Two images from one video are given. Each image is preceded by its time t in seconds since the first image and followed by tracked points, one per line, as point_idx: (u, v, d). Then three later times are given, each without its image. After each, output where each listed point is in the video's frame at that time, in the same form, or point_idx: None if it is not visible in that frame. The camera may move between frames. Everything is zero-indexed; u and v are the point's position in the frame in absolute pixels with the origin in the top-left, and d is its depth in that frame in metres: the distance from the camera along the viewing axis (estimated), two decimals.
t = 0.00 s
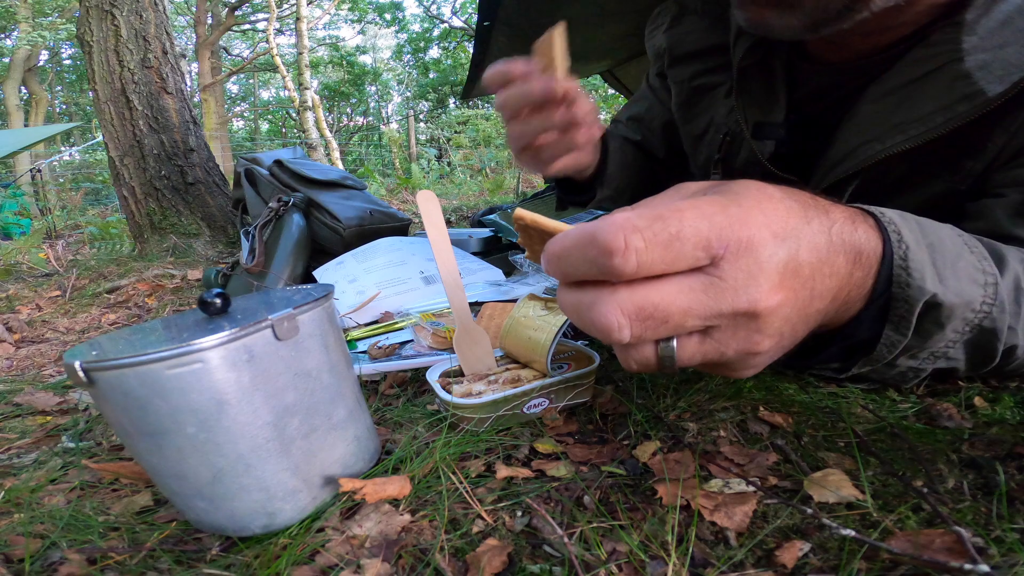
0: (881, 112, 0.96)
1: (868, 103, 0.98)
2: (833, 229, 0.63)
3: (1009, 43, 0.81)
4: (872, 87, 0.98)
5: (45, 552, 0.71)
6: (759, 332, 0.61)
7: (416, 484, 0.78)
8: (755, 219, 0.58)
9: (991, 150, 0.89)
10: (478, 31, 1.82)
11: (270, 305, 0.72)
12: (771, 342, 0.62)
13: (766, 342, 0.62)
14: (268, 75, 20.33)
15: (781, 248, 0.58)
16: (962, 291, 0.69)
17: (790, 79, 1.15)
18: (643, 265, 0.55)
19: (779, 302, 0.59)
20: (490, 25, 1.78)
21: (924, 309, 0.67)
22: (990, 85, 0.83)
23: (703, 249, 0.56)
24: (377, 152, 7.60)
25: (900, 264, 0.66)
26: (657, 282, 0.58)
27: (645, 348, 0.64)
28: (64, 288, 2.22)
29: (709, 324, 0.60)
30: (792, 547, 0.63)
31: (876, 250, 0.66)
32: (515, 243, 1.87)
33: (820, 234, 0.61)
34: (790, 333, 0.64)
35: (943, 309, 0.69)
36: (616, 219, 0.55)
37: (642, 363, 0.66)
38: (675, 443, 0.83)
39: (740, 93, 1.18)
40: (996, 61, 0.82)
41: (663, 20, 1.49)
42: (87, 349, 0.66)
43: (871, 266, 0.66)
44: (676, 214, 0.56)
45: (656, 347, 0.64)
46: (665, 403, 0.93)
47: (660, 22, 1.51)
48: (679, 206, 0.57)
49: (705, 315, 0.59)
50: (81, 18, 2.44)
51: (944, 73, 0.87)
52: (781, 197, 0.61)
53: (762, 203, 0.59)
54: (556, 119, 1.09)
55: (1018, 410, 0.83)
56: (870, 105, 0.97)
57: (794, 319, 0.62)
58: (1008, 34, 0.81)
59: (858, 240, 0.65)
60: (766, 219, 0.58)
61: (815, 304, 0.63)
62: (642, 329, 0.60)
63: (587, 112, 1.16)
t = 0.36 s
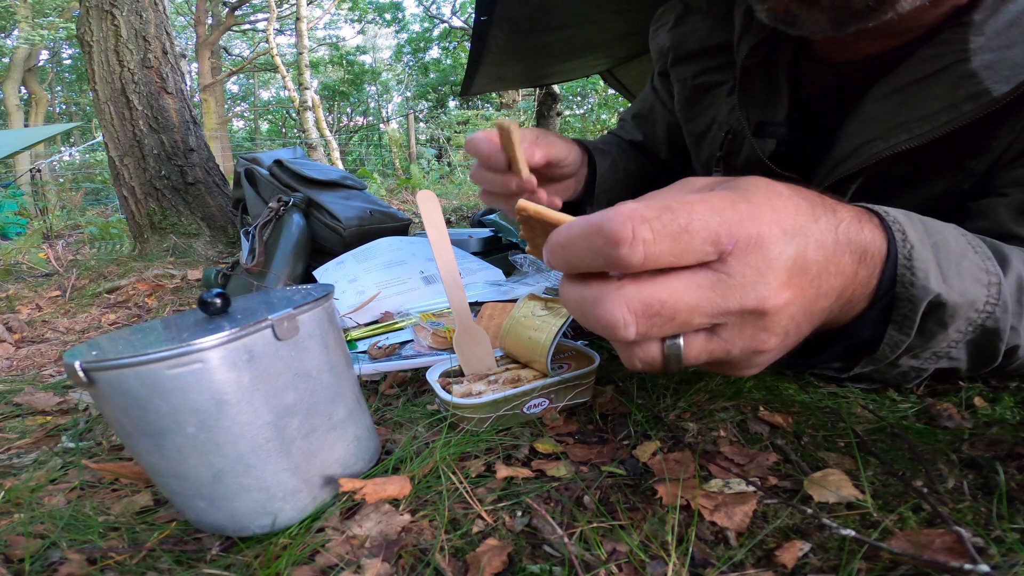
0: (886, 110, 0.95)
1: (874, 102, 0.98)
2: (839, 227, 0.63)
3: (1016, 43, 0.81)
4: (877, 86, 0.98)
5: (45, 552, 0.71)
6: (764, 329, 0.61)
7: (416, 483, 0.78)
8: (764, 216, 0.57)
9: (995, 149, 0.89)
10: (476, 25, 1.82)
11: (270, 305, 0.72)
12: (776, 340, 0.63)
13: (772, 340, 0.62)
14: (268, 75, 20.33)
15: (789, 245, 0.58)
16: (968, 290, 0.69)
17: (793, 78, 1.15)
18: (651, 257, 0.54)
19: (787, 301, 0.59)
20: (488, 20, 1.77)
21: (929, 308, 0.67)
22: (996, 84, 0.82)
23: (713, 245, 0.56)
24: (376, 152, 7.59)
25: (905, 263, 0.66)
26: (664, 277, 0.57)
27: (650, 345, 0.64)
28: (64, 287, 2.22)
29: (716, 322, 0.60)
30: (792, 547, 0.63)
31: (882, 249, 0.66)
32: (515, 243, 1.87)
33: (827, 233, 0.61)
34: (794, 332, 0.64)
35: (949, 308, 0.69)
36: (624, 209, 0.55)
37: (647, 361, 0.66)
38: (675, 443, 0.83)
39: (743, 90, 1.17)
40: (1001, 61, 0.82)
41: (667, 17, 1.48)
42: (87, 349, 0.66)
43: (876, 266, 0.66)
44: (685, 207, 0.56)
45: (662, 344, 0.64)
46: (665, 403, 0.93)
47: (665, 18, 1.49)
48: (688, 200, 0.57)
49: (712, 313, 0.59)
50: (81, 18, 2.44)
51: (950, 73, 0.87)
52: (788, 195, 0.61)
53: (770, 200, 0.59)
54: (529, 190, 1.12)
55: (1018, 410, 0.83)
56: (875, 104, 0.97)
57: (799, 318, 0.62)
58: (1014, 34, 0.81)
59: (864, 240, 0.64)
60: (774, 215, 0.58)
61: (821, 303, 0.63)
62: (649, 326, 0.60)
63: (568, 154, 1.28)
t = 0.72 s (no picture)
0: (888, 109, 0.95)
1: (875, 101, 0.98)
2: (835, 226, 0.62)
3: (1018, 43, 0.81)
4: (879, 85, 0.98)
5: (45, 552, 0.71)
6: (750, 323, 0.61)
7: (416, 483, 0.78)
8: (752, 211, 0.57)
9: (996, 149, 0.89)
10: (476, 25, 1.80)
11: (269, 305, 0.72)
12: (761, 334, 0.62)
13: (757, 334, 0.62)
14: (268, 75, 20.32)
15: (777, 240, 0.58)
16: (965, 288, 0.69)
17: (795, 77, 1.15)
18: (630, 245, 0.56)
19: (772, 294, 0.59)
20: (488, 18, 1.75)
21: (925, 306, 0.67)
22: (998, 84, 0.82)
23: (694, 235, 0.57)
24: (377, 152, 7.59)
25: (903, 262, 0.66)
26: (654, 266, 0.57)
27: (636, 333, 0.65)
28: (64, 288, 2.22)
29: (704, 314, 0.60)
30: (792, 547, 0.63)
31: (878, 248, 0.66)
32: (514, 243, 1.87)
33: (820, 230, 0.60)
34: (782, 326, 0.63)
35: (946, 306, 0.69)
36: (609, 199, 0.57)
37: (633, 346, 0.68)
38: (675, 443, 0.83)
39: (743, 90, 1.17)
40: (1004, 61, 0.82)
41: (669, 16, 1.47)
42: (87, 349, 0.66)
43: (872, 264, 0.66)
44: (669, 199, 0.57)
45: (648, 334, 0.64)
46: (665, 403, 0.93)
47: (666, 17, 1.49)
48: (676, 192, 0.58)
49: (700, 305, 0.59)
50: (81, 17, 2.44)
51: (952, 73, 0.87)
52: (783, 193, 0.61)
53: (763, 196, 0.59)
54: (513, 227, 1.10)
55: (1018, 410, 0.83)
56: (876, 103, 0.97)
57: (786, 313, 0.62)
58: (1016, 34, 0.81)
59: (860, 238, 0.65)
60: (765, 210, 0.58)
61: (810, 300, 0.63)
62: (640, 316, 0.59)
63: (550, 172, 1.23)
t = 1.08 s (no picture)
0: (889, 109, 0.95)
1: (876, 102, 0.98)
2: (825, 224, 0.62)
3: (1019, 43, 0.81)
4: (880, 85, 0.98)
5: (45, 552, 0.71)
6: (739, 320, 0.61)
7: (416, 484, 0.78)
8: (738, 208, 0.57)
9: (997, 149, 0.89)
10: (478, 28, 1.80)
11: (270, 305, 0.72)
12: (752, 330, 0.62)
13: (748, 331, 0.62)
14: (267, 75, 20.32)
15: (764, 237, 0.57)
16: (961, 287, 0.69)
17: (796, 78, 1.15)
18: (621, 237, 0.57)
19: (761, 291, 0.58)
20: (491, 22, 1.76)
21: (921, 305, 0.67)
22: (998, 85, 0.82)
23: (681, 232, 0.57)
24: (377, 152, 7.59)
25: (899, 261, 0.66)
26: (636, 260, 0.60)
27: (628, 324, 0.67)
28: (64, 287, 2.22)
29: (687, 308, 0.61)
30: (792, 547, 0.63)
31: (874, 247, 0.66)
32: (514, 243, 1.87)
33: (810, 228, 0.60)
34: (773, 324, 0.63)
35: (942, 305, 0.69)
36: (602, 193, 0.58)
37: (625, 338, 0.69)
38: (675, 443, 0.83)
39: (747, 92, 1.16)
40: (1005, 61, 0.82)
41: (669, 18, 1.47)
42: (86, 349, 0.66)
43: (868, 263, 0.66)
44: (660, 194, 0.57)
45: (638, 325, 0.67)
46: (665, 403, 0.93)
47: (666, 18, 1.49)
48: (666, 188, 0.58)
49: (680, 298, 0.60)
50: (81, 17, 2.44)
51: (953, 73, 0.87)
52: (772, 192, 0.61)
53: (752, 194, 0.59)
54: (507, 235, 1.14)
55: (1018, 410, 0.83)
56: (877, 103, 0.97)
57: (777, 310, 0.61)
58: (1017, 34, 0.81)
59: (854, 237, 0.64)
60: (754, 208, 0.57)
61: (801, 298, 0.62)
62: (620, 304, 0.63)
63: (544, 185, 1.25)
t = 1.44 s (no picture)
0: (889, 110, 0.95)
1: (876, 102, 0.98)
2: (822, 226, 0.62)
3: (1019, 43, 0.81)
4: (880, 85, 0.98)
5: (45, 552, 0.71)
6: (737, 322, 0.61)
7: (416, 484, 0.78)
8: (737, 212, 0.57)
9: (996, 150, 0.89)
10: (478, 28, 1.79)
11: (270, 305, 0.72)
12: (748, 332, 0.63)
13: (744, 333, 0.63)
14: (267, 75, 20.31)
15: (763, 242, 0.57)
16: (958, 288, 0.69)
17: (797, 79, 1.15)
18: (624, 254, 0.57)
19: (759, 295, 0.59)
20: (490, 22, 1.75)
21: (919, 306, 0.67)
22: (998, 85, 0.82)
23: (682, 241, 0.57)
24: (377, 152, 7.58)
25: (896, 261, 0.66)
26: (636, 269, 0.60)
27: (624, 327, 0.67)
28: (64, 287, 2.22)
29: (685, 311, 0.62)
30: (792, 547, 0.63)
31: (871, 247, 0.66)
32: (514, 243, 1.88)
33: (808, 231, 0.60)
34: (769, 326, 0.64)
35: (940, 305, 0.69)
36: (602, 209, 0.57)
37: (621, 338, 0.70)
38: (675, 443, 0.83)
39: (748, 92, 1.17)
40: (1004, 61, 0.82)
41: (670, 19, 1.47)
42: (87, 349, 0.66)
43: (866, 263, 0.66)
44: (660, 205, 0.56)
45: (635, 328, 0.67)
46: (665, 403, 0.93)
47: (667, 19, 1.49)
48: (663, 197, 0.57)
49: (678, 302, 0.61)
50: (81, 17, 2.44)
51: (953, 73, 0.87)
52: (769, 193, 0.61)
53: (750, 197, 0.59)
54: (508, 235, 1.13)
55: (1018, 410, 0.83)
56: (877, 103, 0.97)
57: (774, 312, 0.62)
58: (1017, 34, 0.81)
59: (850, 237, 0.64)
60: (752, 212, 0.57)
61: (799, 300, 0.62)
62: (619, 310, 0.63)
63: (547, 185, 1.24)
